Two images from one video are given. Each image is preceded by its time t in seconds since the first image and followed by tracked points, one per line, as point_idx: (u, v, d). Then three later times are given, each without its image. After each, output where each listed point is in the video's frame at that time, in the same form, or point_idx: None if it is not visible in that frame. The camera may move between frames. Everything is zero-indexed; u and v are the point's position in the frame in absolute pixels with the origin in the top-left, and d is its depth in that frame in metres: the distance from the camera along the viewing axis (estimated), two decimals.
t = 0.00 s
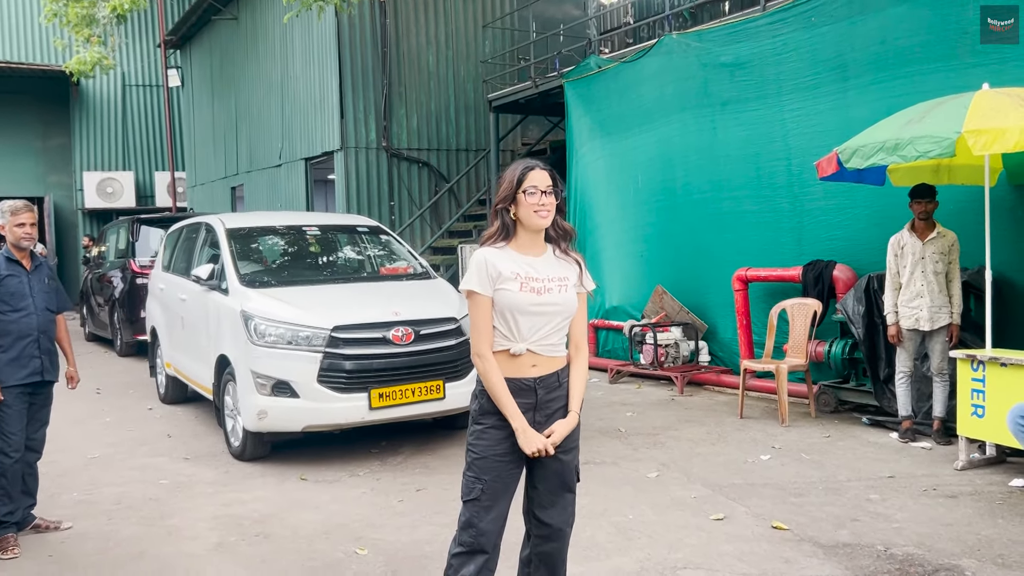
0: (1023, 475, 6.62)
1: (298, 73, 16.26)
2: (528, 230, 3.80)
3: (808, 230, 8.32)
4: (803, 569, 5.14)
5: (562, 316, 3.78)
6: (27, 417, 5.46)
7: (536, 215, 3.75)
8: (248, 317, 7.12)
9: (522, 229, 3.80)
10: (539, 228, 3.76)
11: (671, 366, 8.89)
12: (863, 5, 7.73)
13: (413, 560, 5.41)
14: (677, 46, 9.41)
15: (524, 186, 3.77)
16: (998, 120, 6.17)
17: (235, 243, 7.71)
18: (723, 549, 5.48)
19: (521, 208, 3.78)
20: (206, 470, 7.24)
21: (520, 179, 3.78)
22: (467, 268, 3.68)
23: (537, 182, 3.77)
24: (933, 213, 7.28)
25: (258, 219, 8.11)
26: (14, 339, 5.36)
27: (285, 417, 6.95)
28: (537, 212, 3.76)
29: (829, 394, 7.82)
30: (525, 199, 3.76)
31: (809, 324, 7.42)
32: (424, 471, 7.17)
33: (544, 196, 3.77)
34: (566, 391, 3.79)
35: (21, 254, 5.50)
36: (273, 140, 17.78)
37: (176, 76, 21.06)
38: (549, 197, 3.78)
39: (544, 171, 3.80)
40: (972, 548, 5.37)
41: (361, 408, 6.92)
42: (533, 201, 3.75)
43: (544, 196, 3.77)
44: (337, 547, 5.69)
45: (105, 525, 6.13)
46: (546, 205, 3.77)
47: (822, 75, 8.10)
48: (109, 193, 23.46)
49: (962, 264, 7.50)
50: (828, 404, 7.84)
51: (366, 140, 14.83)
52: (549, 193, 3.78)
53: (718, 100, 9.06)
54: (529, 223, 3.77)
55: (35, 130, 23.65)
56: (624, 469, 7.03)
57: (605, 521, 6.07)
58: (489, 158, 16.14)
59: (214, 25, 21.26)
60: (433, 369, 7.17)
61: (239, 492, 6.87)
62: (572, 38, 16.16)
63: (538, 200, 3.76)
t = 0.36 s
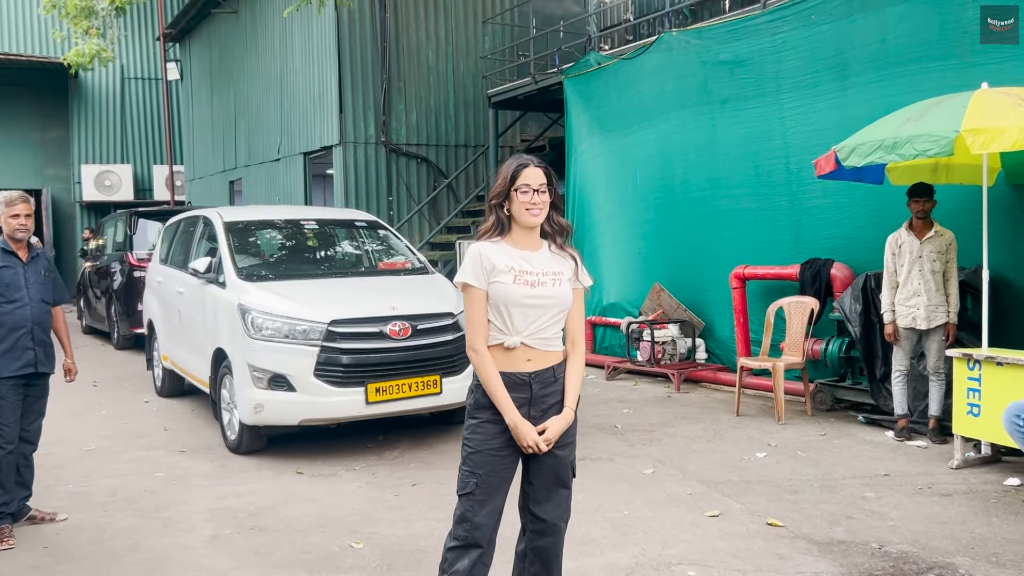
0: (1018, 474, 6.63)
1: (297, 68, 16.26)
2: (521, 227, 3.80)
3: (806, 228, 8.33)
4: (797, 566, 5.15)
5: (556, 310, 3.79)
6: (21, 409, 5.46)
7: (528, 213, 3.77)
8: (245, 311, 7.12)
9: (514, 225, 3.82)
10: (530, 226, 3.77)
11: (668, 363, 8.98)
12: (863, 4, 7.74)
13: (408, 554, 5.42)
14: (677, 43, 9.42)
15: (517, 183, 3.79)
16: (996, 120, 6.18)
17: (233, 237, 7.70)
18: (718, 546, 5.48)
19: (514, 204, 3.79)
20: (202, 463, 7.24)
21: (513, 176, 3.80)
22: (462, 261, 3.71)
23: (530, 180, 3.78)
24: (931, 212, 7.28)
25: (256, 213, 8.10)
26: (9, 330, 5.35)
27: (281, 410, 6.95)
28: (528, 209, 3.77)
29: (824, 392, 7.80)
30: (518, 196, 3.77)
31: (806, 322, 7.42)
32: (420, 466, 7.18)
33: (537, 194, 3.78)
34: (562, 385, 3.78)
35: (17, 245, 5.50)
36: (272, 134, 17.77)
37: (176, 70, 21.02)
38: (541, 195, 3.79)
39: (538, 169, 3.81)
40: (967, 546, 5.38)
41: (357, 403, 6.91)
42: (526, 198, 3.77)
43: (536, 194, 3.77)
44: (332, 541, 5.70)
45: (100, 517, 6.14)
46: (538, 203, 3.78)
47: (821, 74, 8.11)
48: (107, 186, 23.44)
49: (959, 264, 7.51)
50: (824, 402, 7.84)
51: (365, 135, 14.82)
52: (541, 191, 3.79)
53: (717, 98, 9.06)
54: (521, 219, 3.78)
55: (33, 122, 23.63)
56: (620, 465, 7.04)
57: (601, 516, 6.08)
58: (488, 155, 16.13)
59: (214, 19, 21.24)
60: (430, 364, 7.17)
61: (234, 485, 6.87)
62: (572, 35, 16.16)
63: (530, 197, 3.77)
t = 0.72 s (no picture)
0: (1011, 473, 6.63)
1: (292, 63, 16.24)
2: (513, 223, 3.79)
3: (802, 225, 8.31)
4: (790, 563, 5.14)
5: (547, 304, 3.77)
6: (14, 402, 5.41)
7: (520, 209, 3.76)
8: (239, 305, 7.09)
9: (507, 221, 3.81)
10: (522, 222, 3.76)
11: (663, 360, 9.00)
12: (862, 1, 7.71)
13: (400, 549, 5.40)
14: (676, 38, 9.39)
15: (510, 179, 3.77)
16: (992, 117, 6.16)
17: (227, 230, 7.66)
18: (712, 542, 5.47)
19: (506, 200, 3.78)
20: (195, 457, 7.22)
21: (507, 172, 3.78)
22: (453, 254, 3.68)
23: (523, 176, 3.77)
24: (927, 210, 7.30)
25: (251, 206, 8.06)
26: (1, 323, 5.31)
27: (274, 404, 6.93)
28: (521, 206, 3.76)
29: (819, 389, 7.77)
30: (510, 192, 3.76)
31: (802, 319, 7.38)
32: (414, 461, 7.16)
33: (529, 190, 3.77)
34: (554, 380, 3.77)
35: (9, 237, 5.46)
36: (267, 127, 17.73)
37: (169, 61, 20.87)
38: (534, 192, 3.78)
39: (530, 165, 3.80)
40: (961, 544, 5.38)
41: (351, 398, 6.90)
42: (518, 194, 3.76)
43: (528, 190, 3.77)
44: (325, 536, 5.68)
45: (92, 510, 6.11)
46: (530, 199, 3.77)
47: (820, 70, 8.08)
48: (102, 179, 23.37)
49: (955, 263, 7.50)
50: (819, 400, 7.83)
51: (360, 128, 14.79)
52: (533, 187, 3.78)
53: (715, 93, 9.04)
54: (513, 215, 3.77)
55: (26, 113, 23.55)
56: (614, 462, 7.03)
57: (595, 513, 6.06)
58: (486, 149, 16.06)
59: (211, 11, 21.18)
60: (425, 359, 7.16)
61: (227, 479, 6.85)
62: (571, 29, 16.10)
63: (522, 194, 3.76)
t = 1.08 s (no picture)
0: None
1: (239, 6, 14.23)
2: (503, 201, 3.13)
3: (856, 207, 7.17)
4: None
5: (544, 301, 3.12)
6: None
7: (512, 184, 3.09)
8: (170, 301, 5.75)
9: (495, 199, 3.14)
10: (515, 200, 3.10)
11: (687, 370, 7.78)
12: None
13: None
14: None
15: (502, 148, 3.11)
16: None
17: (158, 211, 6.36)
18: None
19: (496, 173, 3.12)
20: (117, 488, 5.88)
21: (500, 140, 3.11)
22: (429, 242, 3.03)
23: (519, 145, 3.10)
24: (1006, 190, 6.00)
25: (189, 182, 6.74)
26: None
27: (214, 423, 5.59)
28: (514, 181, 3.10)
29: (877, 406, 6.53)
30: (502, 164, 3.11)
31: (855, 322, 6.40)
32: (384, 492, 5.82)
33: (526, 163, 3.11)
34: (551, 394, 3.13)
35: None
36: (207, 84, 15.53)
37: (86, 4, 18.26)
38: (531, 165, 3.12)
39: (529, 133, 3.14)
40: None
41: (306, 416, 5.59)
42: (512, 167, 3.10)
43: (525, 163, 3.11)
44: None
45: None
46: (526, 174, 3.11)
47: (879, 20, 6.93)
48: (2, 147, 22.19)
49: None
50: (876, 419, 6.55)
51: (321, 89, 12.98)
52: (531, 160, 3.12)
53: (752, 47, 7.79)
54: (503, 192, 3.11)
55: None
56: (627, 494, 5.65)
57: (602, 554, 4.74)
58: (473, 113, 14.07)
59: None
60: (399, 369, 5.83)
61: (155, 514, 5.51)
62: None
63: (517, 165, 3.10)
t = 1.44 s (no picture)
0: None
1: None
2: (500, 189, 2.77)
3: (874, 199, 6.83)
4: None
5: (542, 297, 2.76)
6: None
7: (513, 171, 2.74)
8: (140, 299, 5.31)
9: (491, 185, 2.78)
10: (514, 188, 2.74)
11: (694, 373, 7.46)
12: None
13: None
14: None
15: (507, 130, 2.77)
16: None
17: (127, 201, 5.98)
18: None
19: (496, 154, 2.76)
20: (84, 499, 5.42)
21: (505, 121, 2.77)
22: (416, 234, 2.68)
23: (526, 130, 2.76)
24: None
25: (161, 171, 6.36)
26: None
27: (188, 429, 5.12)
28: (517, 168, 2.75)
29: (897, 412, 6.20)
30: (505, 146, 2.75)
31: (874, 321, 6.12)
32: (371, 503, 5.35)
33: (532, 150, 2.77)
34: (552, 397, 2.76)
35: None
36: (180, 66, 14.89)
37: None
38: (537, 154, 2.77)
39: (538, 120, 2.80)
40: None
41: (288, 421, 5.15)
42: (516, 151, 2.75)
43: (530, 149, 2.76)
44: None
45: None
46: (531, 163, 2.77)
47: None
48: None
49: None
50: (897, 426, 6.21)
51: (302, 71, 12.44)
52: (538, 148, 2.78)
53: (764, 27, 7.44)
54: (502, 179, 2.75)
55: None
56: (629, 504, 5.19)
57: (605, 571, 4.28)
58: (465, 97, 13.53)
59: None
60: (386, 373, 5.40)
61: (126, 525, 5.03)
62: None
63: (522, 152, 2.75)
